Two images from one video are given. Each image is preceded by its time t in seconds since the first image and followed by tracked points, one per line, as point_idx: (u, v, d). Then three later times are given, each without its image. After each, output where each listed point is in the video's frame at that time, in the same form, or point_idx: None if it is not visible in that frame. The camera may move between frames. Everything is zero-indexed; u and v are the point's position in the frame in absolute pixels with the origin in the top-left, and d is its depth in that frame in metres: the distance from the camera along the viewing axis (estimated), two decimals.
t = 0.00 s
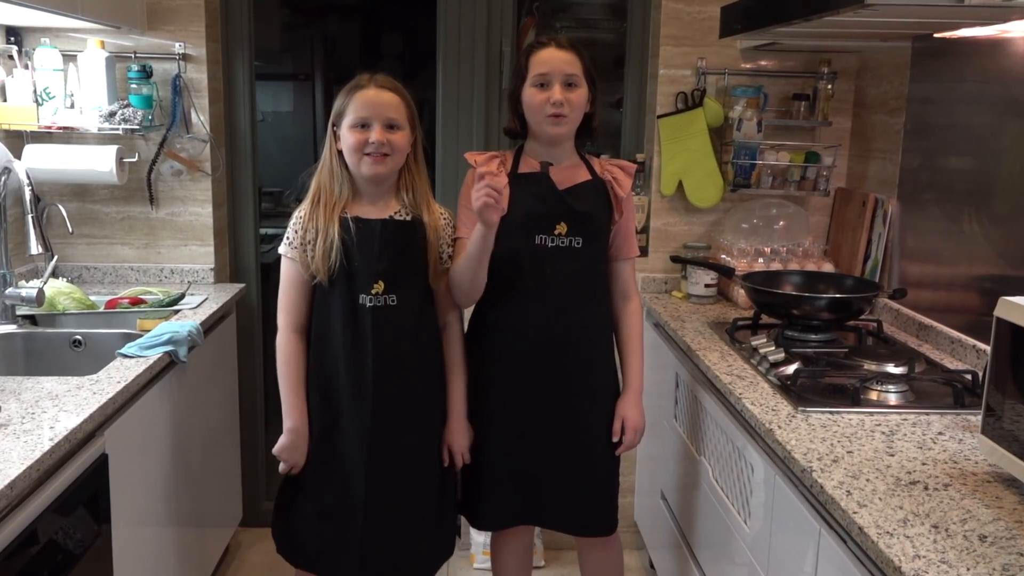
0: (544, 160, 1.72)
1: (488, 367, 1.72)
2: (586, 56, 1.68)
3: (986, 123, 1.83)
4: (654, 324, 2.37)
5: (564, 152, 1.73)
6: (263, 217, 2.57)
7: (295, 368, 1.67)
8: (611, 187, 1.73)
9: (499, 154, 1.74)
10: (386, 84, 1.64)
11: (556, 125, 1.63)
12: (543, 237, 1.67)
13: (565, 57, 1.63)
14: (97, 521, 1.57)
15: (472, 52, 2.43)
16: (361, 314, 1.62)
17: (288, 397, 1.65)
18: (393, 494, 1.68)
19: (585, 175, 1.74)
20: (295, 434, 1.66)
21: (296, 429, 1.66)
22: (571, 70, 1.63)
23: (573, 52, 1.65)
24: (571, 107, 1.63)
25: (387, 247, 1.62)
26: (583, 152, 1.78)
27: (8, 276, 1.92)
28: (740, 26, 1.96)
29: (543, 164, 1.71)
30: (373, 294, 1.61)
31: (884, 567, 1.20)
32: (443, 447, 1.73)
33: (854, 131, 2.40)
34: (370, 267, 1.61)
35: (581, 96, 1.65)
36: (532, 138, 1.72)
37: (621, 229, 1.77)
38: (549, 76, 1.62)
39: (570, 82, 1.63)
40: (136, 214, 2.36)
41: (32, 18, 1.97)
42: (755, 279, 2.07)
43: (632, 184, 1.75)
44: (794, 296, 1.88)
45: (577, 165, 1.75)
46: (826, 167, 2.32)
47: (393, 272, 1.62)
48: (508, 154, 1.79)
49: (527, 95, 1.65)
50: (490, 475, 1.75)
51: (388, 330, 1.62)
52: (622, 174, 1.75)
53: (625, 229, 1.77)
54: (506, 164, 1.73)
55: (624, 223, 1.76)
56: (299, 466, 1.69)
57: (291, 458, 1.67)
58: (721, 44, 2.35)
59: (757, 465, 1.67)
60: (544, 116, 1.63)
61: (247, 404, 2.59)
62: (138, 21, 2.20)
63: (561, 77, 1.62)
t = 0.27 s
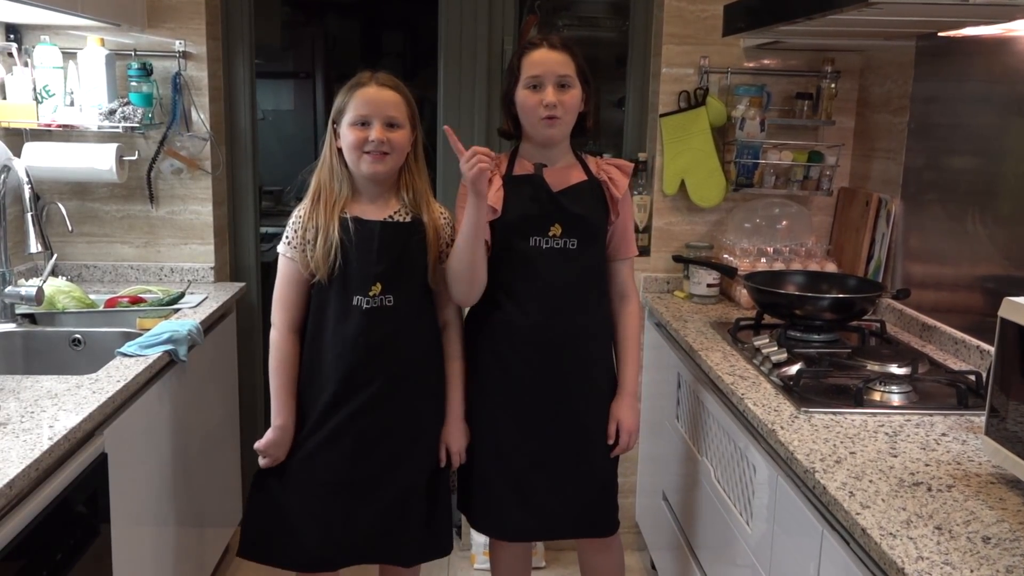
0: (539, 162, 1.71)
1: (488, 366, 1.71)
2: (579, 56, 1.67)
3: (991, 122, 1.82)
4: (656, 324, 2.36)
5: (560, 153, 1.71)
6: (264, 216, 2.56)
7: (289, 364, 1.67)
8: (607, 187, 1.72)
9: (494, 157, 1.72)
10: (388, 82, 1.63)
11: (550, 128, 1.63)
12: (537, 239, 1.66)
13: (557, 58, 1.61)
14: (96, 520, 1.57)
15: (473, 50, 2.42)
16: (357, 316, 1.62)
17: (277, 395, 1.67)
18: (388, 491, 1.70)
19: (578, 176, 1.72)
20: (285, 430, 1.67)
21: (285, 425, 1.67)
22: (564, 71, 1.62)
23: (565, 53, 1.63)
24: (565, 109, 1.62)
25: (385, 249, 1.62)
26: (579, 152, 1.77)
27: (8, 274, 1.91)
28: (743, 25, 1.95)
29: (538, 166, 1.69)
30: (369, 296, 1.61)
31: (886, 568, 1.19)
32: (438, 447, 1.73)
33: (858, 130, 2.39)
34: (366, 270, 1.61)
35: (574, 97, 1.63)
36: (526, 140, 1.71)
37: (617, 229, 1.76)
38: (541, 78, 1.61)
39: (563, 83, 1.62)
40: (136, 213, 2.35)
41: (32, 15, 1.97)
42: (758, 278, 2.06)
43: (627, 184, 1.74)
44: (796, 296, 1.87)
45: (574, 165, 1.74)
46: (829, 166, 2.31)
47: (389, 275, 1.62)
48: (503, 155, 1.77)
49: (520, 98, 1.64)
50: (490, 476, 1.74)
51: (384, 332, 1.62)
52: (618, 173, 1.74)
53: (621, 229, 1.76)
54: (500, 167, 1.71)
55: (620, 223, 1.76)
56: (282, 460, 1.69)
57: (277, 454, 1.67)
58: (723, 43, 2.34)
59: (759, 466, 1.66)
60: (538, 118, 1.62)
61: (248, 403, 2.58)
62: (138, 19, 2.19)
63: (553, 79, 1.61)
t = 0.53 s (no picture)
0: (535, 161, 1.70)
1: (488, 368, 1.70)
2: (576, 54, 1.66)
3: (994, 121, 1.81)
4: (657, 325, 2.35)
5: (557, 151, 1.70)
6: (263, 216, 2.55)
7: (286, 365, 1.68)
8: (603, 185, 1.71)
9: (491, 155, 1.73)
10: (386, 82, 1.62)
11: (546, 125, 1.62)
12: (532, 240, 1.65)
13: (553, 56, 1.60)
14: (95, 523, 1.56)
15: (474, 50, 2.42)
16: (354, 316, 1.61)
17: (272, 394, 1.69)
18: (386, 493, 1.69)
19: (576, 174, 1.70)
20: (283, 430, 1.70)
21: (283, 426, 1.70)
22: (560, 68, 1.61)
23: (562, 50, 1.63)
24: (562, 106, 1.61)
25: (381, 249, 1.61)
26: (578, 150, 1.76)
27: (6, 275, 1.91)
28: (745, 24, 1.94)
29: (533, 165, 1.69)
30: (366, 296, 1.60)
31: (889, 571, 1.18)
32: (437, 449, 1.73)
33: (860, 129, 2.38)
34: (363, 270, 1.60)
35: (571, 94, 1.62)
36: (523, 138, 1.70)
37: (615, 228, 1.76)
38: (537, 76, 1.60)
39: (559, 81, 1.61)
40: (135, 214, 2.34)
41: (31, 15, 1.96)
42: (760, 279, 2.05)
43: (625, 182, 1.72)
44: (799, 296, 1.86)
45: (571, 164, 1.73)
46: (831, 166, 2.29)
47: (386, 276, 1.62)
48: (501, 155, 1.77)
49: (516, 94, 1.63)
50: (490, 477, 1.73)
51: (381, 332, 1.61)
52: (615, 172, 1.72)
53: (619, 228, 1.75)
54: (497, 164, 1.72)
55: (618, 223, 1.75)
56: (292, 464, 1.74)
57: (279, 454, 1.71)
58: (725, 42, 2.33)
59: (761, 467, 1.65)
60: (531, 116, 1.62)
61: (248, 404, 2.57)
62: (137, 18, 2.18)
63: (549, 77, 1.60)
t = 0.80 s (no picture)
0: (536, 161, 1.69)
1: (487, 369, 1.69)
2: (578, 55, 1.65)
3: (996, 120, 1.80)
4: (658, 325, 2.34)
5: (558, 151, 1.69)
6: (263, 216, 2.54)
7: (284, 366, 1.65)
8: (603, 188, 1.70)
9: (492, 155, 1.72)
10: (385, 82, 1.62)
11: (547, 125, 1.61)
12: (532, 241, 1.64)
13: (556, 56, 1.59)
14: (94, 524, 1.55)
15: (474, 49, 2.41)
16: (352, 316, 1.60)
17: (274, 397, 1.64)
18: (387, 495, 1.68)
19: (577, 176, 1.70)
20: (284, 435, 1.63)
21: (284, 430, 1.63)
22: (561, 69, 1.60)
23: (563, 50, 1.62)
24: (563, 106, 1.61)
25: (380, 249, 1.60)
26: (579, 151, 1.75)
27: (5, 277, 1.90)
28: (746, 23, 1.93)
29: (534, 166, 1.68)
30: (365, 295, 1.59)
31: (892, 572, 1.17)
32: (437, 449, 1.72)
33: (862, 129, 2.37)
34: (362, 269, 1.59)
35: (573, 95, 1.61)
36: (524, 138, 1.69)
37: (616, 231, 1.74)
38: (539, 76, 1.59)
39: (561, 81, 1.60)
40: (134, 214, 2.34)
41: (29, 15, 1.95)
42: (762, 279, 2.04)
43: (626, 185, 1.71)
44: (800, 296, 1.85)
45: (572, 165, 1.72)
46: (833, 165, 2.29)
47: (385, 274, 1.61)
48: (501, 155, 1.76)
49: (517, 94, 1.62)
50: (490, 478, 1.73)
51: (381, 331, 1.61)
52: (616, 174, 1.71)
53: (620, 231, 1.74)
54: (498, 164, 1.70)
55: (619, 225, 1.74)
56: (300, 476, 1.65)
57: (284, 462, 1.63)
58: (726, 41, 2.32)
59: (763, 467, 1.64)
60: (532, 116, 1.61)
61: (247, 405, 2.56)
62: (135, 18, 2.17)
63: (551, 77, 1.59)
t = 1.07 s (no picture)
0: (536, 161, 1.68)
1: (487, 369, 1.68)
2: (579, 54, 1.64)
3: (999, 119, 1.79)
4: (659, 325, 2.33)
5: (559, 151, 1.68)
6: (262, 215, 2.53)
7: (299, 363, 1.61)
8: (603, 189, 1.69)
9: (492, 154, 1.71)
10: (382, 78, 1.60)
11: (549, 124, 1.60)
12: (532, 240, 1.63)
13: (557, 55, 1.59)
14: (93, 525, 1.54)
15: (475, 47, 2.40)
16: (354, 314, 1.59)
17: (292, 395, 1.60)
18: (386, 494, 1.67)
19: (578, 176, 1.69)
20: (309, 429, 1.60)
21: (309, 424, 1.60)
22: (562, 67, 1.59)
23: (564, 49, 1.61)
24: (564, 105, 1.59)
25: (382, 246, 1.59)
26: (579, 151, 1.74)
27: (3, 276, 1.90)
28: (749, 21, 1.92)
29: (534, 165, 1.67)
30: (367, 293, 1.58)
31: (894, 573, 1.17)
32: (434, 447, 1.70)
33: (865, 128, 2.36)
34: (363, 267, 1.58)
35: (574, 94, 1.60)
36: (524, 137, 1.68)
37: (615, 232, 1.74)
38: (540, 75, 1.58)
39: (562, 80, 1.59)
40: (133, 212, 2.33)
41: (28, 12, 1.95)
42: (764, 279, 2.03)
43: (626, 185, 1.70)
44: (802, 296, 1.84)
45: (573, 165, 1.71)
46: (835, 165, 2.27)
47: (386, 272, 1.60)
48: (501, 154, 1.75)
49: (518, 93, 1.61)
50: (489, 478, 1.71)
51: (382, 330, 1.60)
52: (616, 175, 1.70)
53: (619, 232, 1.74)
54: (498, 164, 1.70)
55: (618, 226, 1.73)
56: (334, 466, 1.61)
57: (315, 455, 1.59)
58: (728, 40, 2.31)
59: (765, 468, 1.63)
60: (534, 115, 1.60)
61: (247, 405, 2.56)
62: (134, 15, 2.17)
63: (552, 76, 1.58)
